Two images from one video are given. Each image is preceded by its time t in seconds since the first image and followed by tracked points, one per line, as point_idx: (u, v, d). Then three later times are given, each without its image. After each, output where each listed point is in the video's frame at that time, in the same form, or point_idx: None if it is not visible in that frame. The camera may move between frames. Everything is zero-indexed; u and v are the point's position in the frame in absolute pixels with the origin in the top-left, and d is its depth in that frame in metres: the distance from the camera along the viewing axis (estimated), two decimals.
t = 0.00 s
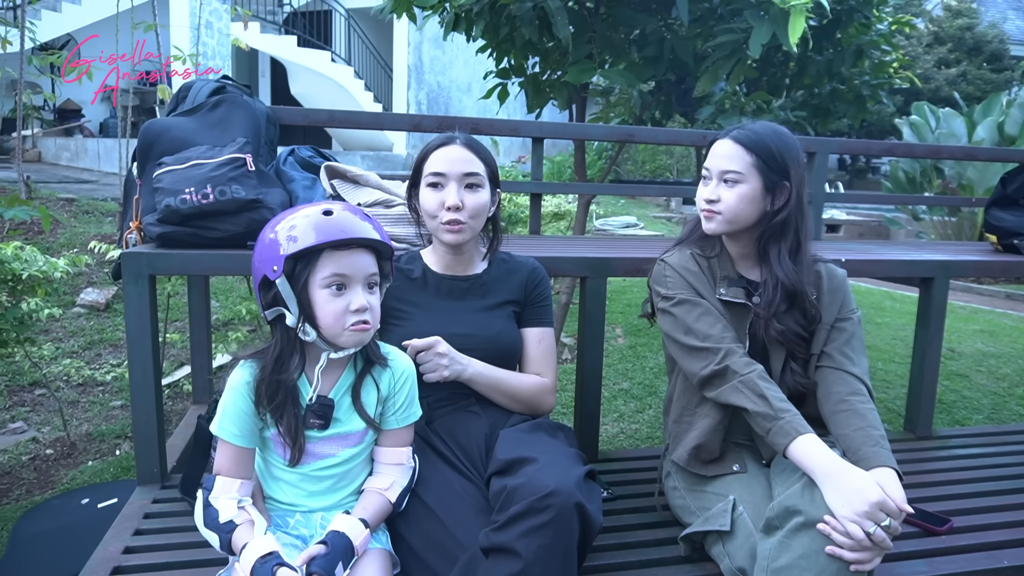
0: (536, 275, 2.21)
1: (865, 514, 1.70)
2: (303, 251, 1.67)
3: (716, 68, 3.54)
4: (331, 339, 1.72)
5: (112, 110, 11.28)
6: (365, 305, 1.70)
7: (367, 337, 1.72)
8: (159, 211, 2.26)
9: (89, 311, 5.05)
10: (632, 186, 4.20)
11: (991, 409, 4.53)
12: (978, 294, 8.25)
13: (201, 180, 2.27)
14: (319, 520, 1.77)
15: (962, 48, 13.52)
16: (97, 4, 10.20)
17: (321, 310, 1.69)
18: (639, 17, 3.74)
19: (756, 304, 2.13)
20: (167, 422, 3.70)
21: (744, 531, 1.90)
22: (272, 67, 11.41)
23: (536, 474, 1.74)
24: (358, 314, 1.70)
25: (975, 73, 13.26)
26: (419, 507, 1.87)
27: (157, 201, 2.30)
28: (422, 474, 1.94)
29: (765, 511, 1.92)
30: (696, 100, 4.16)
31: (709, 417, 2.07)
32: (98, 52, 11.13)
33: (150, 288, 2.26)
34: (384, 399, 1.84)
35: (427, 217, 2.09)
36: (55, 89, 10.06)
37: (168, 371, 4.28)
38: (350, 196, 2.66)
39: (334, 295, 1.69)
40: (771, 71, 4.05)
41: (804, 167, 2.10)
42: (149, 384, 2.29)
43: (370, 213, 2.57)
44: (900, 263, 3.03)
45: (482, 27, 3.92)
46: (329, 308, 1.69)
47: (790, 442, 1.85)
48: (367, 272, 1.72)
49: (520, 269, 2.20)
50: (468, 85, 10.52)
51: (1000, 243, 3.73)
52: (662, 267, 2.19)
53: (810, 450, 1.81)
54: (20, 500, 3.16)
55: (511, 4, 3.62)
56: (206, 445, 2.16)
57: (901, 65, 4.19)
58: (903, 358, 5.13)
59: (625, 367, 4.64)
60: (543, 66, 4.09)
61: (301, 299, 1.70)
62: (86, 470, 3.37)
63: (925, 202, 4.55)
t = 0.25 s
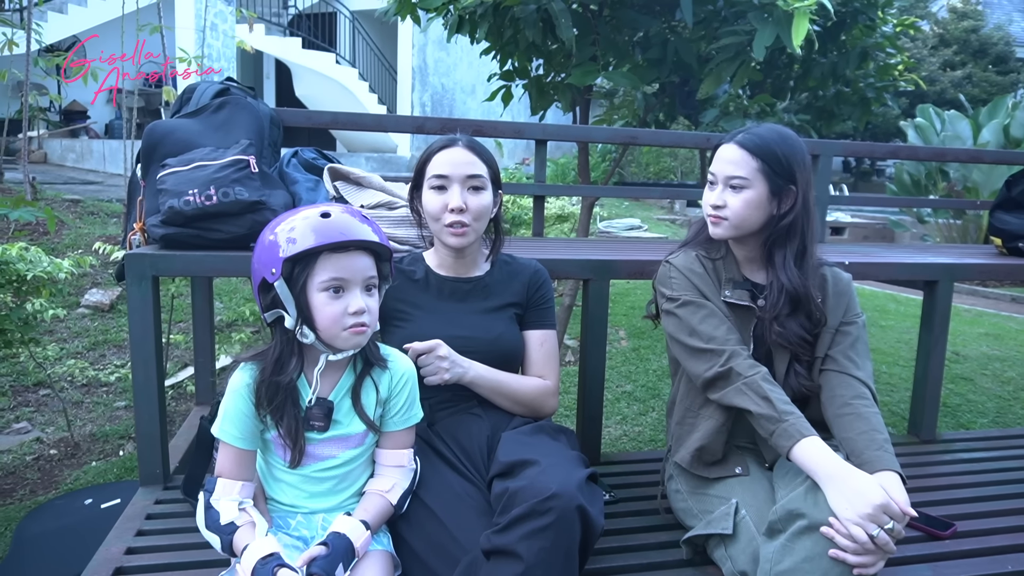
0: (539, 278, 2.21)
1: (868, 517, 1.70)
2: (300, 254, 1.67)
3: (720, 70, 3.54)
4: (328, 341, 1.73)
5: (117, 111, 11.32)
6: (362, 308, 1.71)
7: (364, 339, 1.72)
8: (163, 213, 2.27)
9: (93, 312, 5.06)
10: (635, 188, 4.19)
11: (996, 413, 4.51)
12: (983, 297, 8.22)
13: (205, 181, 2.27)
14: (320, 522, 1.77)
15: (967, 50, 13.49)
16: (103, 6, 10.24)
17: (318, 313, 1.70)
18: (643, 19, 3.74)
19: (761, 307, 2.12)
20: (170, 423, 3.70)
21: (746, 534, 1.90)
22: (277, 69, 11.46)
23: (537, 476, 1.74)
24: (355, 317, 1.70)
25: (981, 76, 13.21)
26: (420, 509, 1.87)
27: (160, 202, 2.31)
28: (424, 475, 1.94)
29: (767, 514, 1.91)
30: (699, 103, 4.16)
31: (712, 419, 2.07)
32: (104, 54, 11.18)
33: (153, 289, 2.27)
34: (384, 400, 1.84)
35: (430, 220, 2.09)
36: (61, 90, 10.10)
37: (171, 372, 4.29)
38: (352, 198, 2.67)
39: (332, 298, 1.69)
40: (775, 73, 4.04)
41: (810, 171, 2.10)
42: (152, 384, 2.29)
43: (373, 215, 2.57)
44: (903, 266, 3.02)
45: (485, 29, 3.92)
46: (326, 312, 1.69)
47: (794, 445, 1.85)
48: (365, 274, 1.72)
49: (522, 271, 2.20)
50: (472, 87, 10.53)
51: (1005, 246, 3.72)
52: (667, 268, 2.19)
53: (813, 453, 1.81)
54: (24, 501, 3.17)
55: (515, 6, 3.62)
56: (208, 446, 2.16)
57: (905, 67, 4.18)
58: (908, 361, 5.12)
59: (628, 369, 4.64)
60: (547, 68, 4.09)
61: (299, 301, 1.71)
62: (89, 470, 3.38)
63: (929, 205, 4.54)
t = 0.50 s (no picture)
0: (540, 279, 2.21)
1: (872, 523, 1.69)
2: (300, 254, 1.67)
3: (724, 72, 3.53)
4: (327, 342, 1.73)
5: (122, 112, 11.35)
6: (362, 310, 1.71)
7: (362, 341, 1.73)
8: (165, 213, 2.27)
9: (96, 312, 5.07)
10: (638, 190, 4.19)
11: (1000, 417, 4.50)
12: (987, 301, 8.20)
13: (207, 182, 2.28)
14: (320, 523, 1.77)
15: (973, 54, 13.46)
16: (108, 6, 10.27)
17: (318, 314, 1.70)
18: (646, 21, 3.74)
19: (765, 311, 2.12)
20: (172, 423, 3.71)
21: (747, 538, 1.89)
22: (282, 70, 11.48)
23: (538, 479, 1.74)
24: (354, 318, 1.70)
25: (986, 79, 13.18)
26: (421, 511, 1.87)
27: (163, 203, 2.31)
28: (425, 477, 1.94)
29: (769, 518, 1.91)
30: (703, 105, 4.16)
31: (714, 422, 2.06)
32: (110, 54, 11.22)
33: (155, 289, 2.27)
34: (384, 401, 1.84)
35: (433, 221, 2.09)
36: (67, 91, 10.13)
37: (174, 372, 4.29)
38: (355, 198, 2.67)
39: (332, 300, 1.70)
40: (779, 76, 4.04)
41: (815, 175, 2.10)
42: (153, 384, 2.30)
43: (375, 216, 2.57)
44: (906, 269, 3.02)
45: (489, 31, 3.93)
46: (326, 313, 1.69)
47: (797, 449, 1.84)
48: (365, 276, 1.72)
49: (524, 272, 2.20)
50: (476, 89, 10.53)
51: (1009, 250, 3.71)
52: (670, 270, 2.19)
53: (817, 457, 1.80)
54: (26, 500, 3.17)
55: (519, 8, 3.63)
56: (209, 447, 2.16)
57: (910, 70, 4.17)
58: (911, 364, 5.10)
59: (631, 371, 4.63)
60: (551, 70, 4.09)
61: (299, 302, 1.71)
62: (91, 469, 3.38)
63: (934, 208, 4.53)
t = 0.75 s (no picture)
0: (540, 277, 2.21)
1: (873, 521, 1.69)
2: (302, 252, 1.67)
3: (724, 71, 3.53)
4: (328, 340, 1.73)
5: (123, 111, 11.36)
6: (362, 308, 1.71)
7: (362, 339, 1.74)
8: (165, 212, 2.27)
9: (98, 311, 5.07)
10: (639, 189, 4.19)
11: (1001, 416, 4.49)
12: (989, 300, 8.19)
13: (207, 181, 2.28)
14: (319, 521, 1.77)
15: (975, 53, 13.45)
16: (110, 6, 10.28)
17: (319, 312, 1.70)
18: (647, 20, 3.73)
19: (767, 309, 2.12)
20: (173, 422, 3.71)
21: (747, 536, 1.89)
22: (283, 70, 11.49)
23: (538, 477, 1.74)
24: (355, 317, 1.70)
25: (988, 78, 13.15)
26: (420, 509, 1.87)
27: (163, 201, 2.31)
28: (425, 475, 1.94)
29: (769, 516, 1.91)
30: (704, 104, 4.15)
31: (714, 420, 2.06)
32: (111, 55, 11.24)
33: (156, 287, 2.27)
34: (385, 399, 1.84)
35: (434, 219, 2.09)
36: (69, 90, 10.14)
37: (175, 371, 4.30)
38: (355, 197, 2.68)
39: (333, 298, 1.70)
40: (781, 74, 4.04)
41: (818, 174, 2.09)
42: (154, 383, 2.30)
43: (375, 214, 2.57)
44: (907, 268, 3.01)
45: (490, 30, 3.92)
46: (327, 311, 1.69)
47: (798, 447, 1.84)
48: (366, 274, 1.72)
49: (524, 270, 2.20)
50: (477, 88, 10.53)
51: (1010, 249, 3.70)
52: (672, 268, 2.19)
53: (818, 456, 1.80)
54: (27, 499, 3.18)
55: (519, 6, 3.62)
56: (210, 445, 2.17)
57: (911, 69, 4.16)
58: (912, 363, 5.10)
59: (631, 370, 4.63)
60: (551, 69, 4.09)
61: (300, 299, 1.71)
62: (92, 468, 3.39)
63: (935, 207, 4.52)
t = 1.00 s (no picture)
0: (539, 271, 2.21)
1: (870, 513, 1.69)
2: (299, 247, 1.67)
3: (724, 65, 3.52)
4: (325, 335, 1.73)
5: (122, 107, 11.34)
6: (360, 303, 1.70)
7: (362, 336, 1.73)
8: (163, 207, 2.27)
9: (97, 307, 5.07)
10: (638, 184, 4.18)
11: (1001, 410, 4.49)
12: (989, 294, 8.19)
13: (205, 175, 2.27)
14: (317, 516, 1.77)
15: (975, 46, 13.42)
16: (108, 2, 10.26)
17: (316, 307, 1.70)
18: (646, 14, 3.72)
19: (765, 304, 2.11)
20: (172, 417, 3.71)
21: (745, 530, 1.89)
22: (281, 65, 11.47)
23: (535, 471, 1.74)
24: (352, 312, 1.70)
25: (988, 72, 13.13)
26: (419, 504, 1.87)
27: (160, 196, 2.31)
28: (423, 470, 1.94)
29: (767, 509, 1.91)
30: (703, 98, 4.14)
31: (713, 413, 2.06)
32: (110, 51, 11.21)
33: (153, 283, 2.27)
34: (383, 394, 1.83)
35: (433, 212, 2.08)
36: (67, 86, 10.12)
37: (174, 366, 4.30)
38: (352, 192, 2.68)
39: (330, 293, 1.69)
40: (780, 68, 4.03)
41: (816, 168, 2.09)
42: (152, 378, 2.30)
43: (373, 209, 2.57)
44: (906, 262, 3.01)
45: (488, 24, 3.91)
46: (324, 306, 1.69)
47: (796, 440, 1.84)
48: (364, 269, 1.72)
49: (522, 265, 2.20)
50: (476, 83, 10.51)
51: (1009, 242, 3.70)
52: (670, 261, 2.19)
53: (815, 449, 1.80)
54: (27, 494, 3.18)
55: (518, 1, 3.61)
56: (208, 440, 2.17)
57: (911, 63, 4.15)
58: (912, 358, 5.10)
59: (631, 365, 4.63)
60: (550, 63, 4.08)
61: (297, 294, 1.71)
62: (92, 464, 3.39)
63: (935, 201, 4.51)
